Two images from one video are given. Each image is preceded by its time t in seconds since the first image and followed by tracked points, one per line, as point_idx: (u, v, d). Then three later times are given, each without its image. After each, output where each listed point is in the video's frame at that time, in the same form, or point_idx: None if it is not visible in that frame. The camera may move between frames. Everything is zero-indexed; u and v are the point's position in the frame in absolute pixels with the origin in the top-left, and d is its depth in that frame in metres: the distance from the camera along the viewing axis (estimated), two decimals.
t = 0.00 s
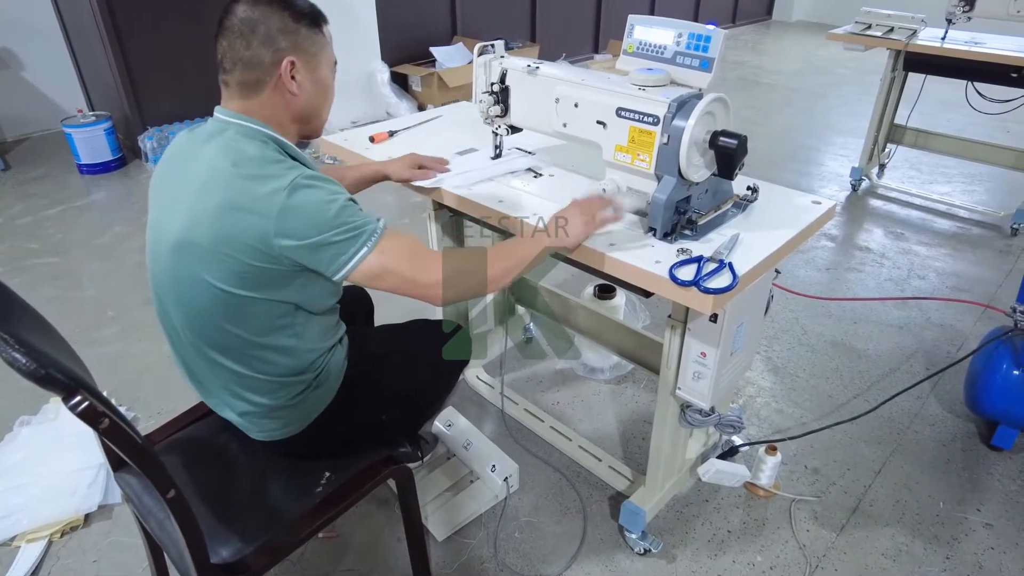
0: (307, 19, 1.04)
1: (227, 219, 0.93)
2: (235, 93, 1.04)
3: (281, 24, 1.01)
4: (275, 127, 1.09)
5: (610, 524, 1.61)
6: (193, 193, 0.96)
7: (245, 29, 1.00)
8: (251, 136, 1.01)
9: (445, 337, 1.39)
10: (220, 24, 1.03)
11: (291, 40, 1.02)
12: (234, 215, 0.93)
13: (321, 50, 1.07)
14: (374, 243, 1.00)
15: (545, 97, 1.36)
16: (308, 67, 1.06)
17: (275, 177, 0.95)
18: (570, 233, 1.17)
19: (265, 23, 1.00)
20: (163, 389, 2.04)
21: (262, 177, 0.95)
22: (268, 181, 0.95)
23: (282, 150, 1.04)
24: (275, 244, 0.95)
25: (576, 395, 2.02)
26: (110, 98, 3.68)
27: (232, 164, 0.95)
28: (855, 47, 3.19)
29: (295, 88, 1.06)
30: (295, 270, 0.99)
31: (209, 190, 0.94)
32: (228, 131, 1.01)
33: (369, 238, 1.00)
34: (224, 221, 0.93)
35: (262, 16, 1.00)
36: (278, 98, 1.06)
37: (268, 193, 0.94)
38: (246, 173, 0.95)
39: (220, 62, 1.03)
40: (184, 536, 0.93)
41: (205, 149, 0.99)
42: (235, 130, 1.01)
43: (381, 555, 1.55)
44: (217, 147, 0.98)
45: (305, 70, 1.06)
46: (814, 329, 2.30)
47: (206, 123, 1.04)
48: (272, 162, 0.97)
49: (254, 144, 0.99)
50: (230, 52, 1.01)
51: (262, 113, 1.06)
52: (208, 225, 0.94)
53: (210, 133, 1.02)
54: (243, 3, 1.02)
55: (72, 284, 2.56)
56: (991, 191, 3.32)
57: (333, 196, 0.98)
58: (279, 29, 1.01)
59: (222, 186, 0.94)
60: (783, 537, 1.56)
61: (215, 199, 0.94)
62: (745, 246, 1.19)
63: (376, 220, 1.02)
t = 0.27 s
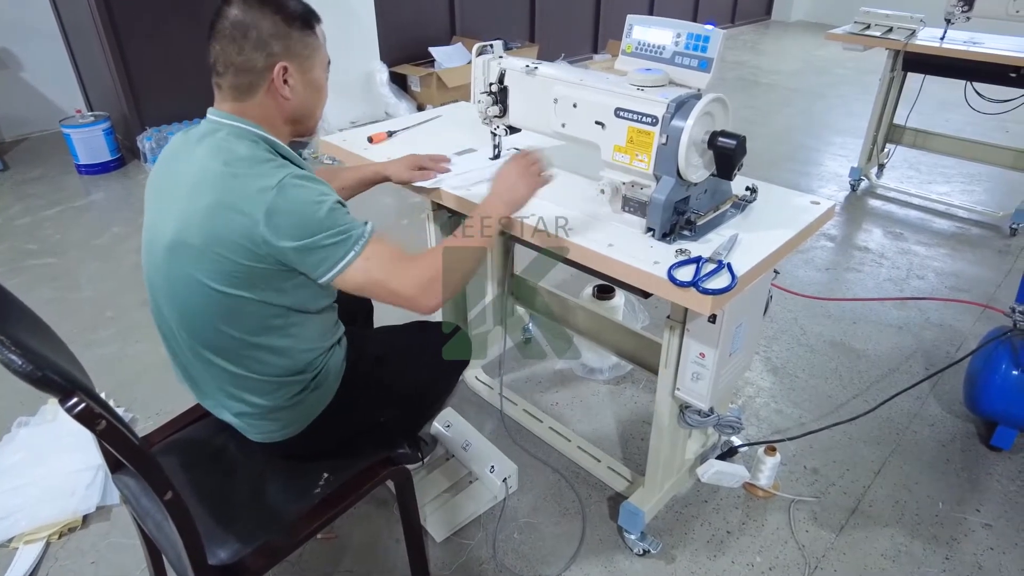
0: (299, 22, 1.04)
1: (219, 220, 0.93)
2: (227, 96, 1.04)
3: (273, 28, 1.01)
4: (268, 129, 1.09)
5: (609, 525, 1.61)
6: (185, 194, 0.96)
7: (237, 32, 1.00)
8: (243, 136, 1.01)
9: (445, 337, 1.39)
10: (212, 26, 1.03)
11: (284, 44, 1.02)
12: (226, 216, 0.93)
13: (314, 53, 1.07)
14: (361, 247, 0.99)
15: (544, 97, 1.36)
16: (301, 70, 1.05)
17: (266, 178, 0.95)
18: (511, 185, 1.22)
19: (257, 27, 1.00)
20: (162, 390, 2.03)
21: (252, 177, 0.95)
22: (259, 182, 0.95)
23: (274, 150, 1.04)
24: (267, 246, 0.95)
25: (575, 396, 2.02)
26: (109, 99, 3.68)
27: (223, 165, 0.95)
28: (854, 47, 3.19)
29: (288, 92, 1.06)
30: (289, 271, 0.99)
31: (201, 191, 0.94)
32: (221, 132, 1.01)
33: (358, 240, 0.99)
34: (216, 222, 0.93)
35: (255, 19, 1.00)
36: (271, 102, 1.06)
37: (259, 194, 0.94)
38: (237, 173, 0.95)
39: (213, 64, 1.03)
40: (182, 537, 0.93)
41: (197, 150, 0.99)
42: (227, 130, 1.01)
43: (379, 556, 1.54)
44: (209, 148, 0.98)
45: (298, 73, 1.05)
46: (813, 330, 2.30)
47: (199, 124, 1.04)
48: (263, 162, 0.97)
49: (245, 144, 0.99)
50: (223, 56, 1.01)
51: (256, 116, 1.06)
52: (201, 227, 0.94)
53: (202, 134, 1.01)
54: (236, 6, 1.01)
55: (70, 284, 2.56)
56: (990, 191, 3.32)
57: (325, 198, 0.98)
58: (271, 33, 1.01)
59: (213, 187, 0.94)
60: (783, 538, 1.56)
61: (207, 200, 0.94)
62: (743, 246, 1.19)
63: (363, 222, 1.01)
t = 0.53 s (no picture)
0: (305, 32, 1.03)
1: (217, 220, 0.93)
2: (229, 100, 1.04)
3: (278, 38, 1.00)
4: (270, 134, 1.09)
5: (608, 525, 1.61)
6: (183, 194, 0.96)
7: (242, 41, 0.99)
8: (242, 137, 1.01)
9: (445, 337, 1.39)
10: (218, 31, 1.02)
11: (289, 54, 1.01)
12: (223, 216, 0.93)
13: (320, 63, 1.07)
14: (357, 256, 1.02)
15: (543, 98, 1.36)
16: (306, 80, 1.05)
17: (263, 178, 0.95)
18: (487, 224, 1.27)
19: (263, 36, 0.99)
20: (160, 390, 2.03)
21: (250, 177, 0.95)
22: (256, 182, 0.95)
23: (274, 152, 1.04)
24: (263, 246, 0.95)
25: (574, 396, 2.02)
26: (108, 99, 3.67)
27: (221, 164, 0.95)
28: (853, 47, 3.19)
29: (292, 101, 1.06)
30: (284, 271, 0.99)
31: (198, 191, 0.94)
32: (220, 132, 1.01)
33: (354, 247, 1.01)
34: (213, 222, 0.93)
35: (262, 27, 0.99)
36: (274, 109, 1.06)
37: (257, 194, 0.94)
38: (235, 173, 0.95)
39: (217, 70, 1.03)
40: (179, 538, 0.93)
41: (195, 149, 0.99)
42: (225, 131, 1.01)
43: (378, 556, 1.55)
44: (207, 148, 0.98)
45: (303, 83, 1.05)
46: (812, 330, 2.30)
47: (198, 124, 1.04)
48: (261, 163, 0.98)
49: (244, 145, 0.99)
50: (227, 63, 1.01)
51: (258, 121, 1.06)
52: (198, 226, 0.94)
53: (200, 134, 1.01)
54: (244, 13, 1.00)
55: (69, 285, 2.56)
56: (988, 191, 3.32)
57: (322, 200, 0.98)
58: (276, 43, 1.00)
59: (211, 187, 0.94)
60: (782, 539, 1.56)
61: (205, 200, 0.94)
62: (742, 246, 1.19)
63: (358, 233, 1.04)
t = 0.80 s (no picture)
0: (305, 34, 1.02)
1: (215, 220, 0.93)
2: (229, 102, 1.04)
3: (278, 40, 1.00)
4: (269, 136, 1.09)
5: (607, 525, 1.61)
6: (182, 194, 0.96)
7: (243, 42, 0.99)
8: (241, 137, 1.01)
9: (445, 336, 1.39)
10: (218, 30, 1.02)
11: (289, 56, 1.01)
12: (220, 216, 0.93)
13: (320, 64, 1.06)
14: (356, 255, 1.02)
15: (542, 98, 1.36)
16: (306, 82, 1.05)
17: (261, 179, 0.95)
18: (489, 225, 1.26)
19: (263, 37, 0.99)
20: (159, 391, 2.03)
21: (249, 177, 0.95)
22: (254, 183, 0.95)
23: (274, 153, 1.04)
24: (260, 247, 0.95)
25: (573, 396, 2.02)
26: (106, 100, 3.67)
27: (219, 165, 0.95)
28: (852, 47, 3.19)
29: (292, 103, 1.06)
30: (281, 273, 0.99)
31: (197, 191, 0.94)
32: (219, 132, 1.01)
33: (352, 248, 1.01)
34: (211, 222, 0.93)
35: (262, 29, 0.99)
36: (274, 111, 1.06)
37: (255, 194, 0.94)
38: (234, 174, 0.95)
39: (217, 71, 1.02)
40: (178, 540, 0.93)
41: (195, 149, 0.99)
42: (225, 131, 1.01)
43: (377, 556, 1.54)
44: (206, 148, 0.98)
45: (303, 84, 1.05)
46: (811, 330, 2.30)
47: (198, 124, 1.04)
48: (260, 163, 0.97)
49: (243, 145, 0.99)
50: (228, 65, 1.00)
51: (258, 122, 1.06)
52: (196, 227, 0.94)
53: (200, 134, 1.01)
54: (243, 12, 1.00)
55: (67, 285, 2.55)
56: (987, 191, 3.33)
57: (320, 201, 0.98)
58: (276, 45, 1.00)
59: (209, 187, 0.94)
60: (781, 539, 1.56)
61: (203, 200, 0.94)
62: (741, 246, 1.19)
63: (357, 232, 1.04)
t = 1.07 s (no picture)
0: (301, 25, 1.02)
1: (212, 217, 0.94)
2: (231, 100, 1.04)
3: (275, 33, 1.00)
4: (272, 131, 1.09)
5: (606, 525, 1.61)
6: (182, 193, 0.96)
7: (239, 38, 0.99)
8: (241, 134, 1.01)
9: (445, 337, 1.39)
10: (215, 28, 1.02)
11: (287, 49, 1.01)
12: (218, 212, 0.94)
13: (317, 56, 1.06)
14: (355, 243, 1.00)
15: (541, 98, 1.36)
16: (305, 73, 1.05)
17: (258, 174, 0.95)
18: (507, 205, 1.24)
19: (259, 31, 0.99)
20: (158, 391, 2.03)
21: (245, 173, 0.95)
22: (251, 178, 0.94)
23: (274, 149, 1.04)
24: (257, 242, 0.94)
25: (573, 396, 2.02)
26: (105, 100, 3.67)
27: (218, 162, 0.95)
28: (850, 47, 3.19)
29: (293, 95, 1.06)
30: (280, 267, 0.99)
31: (196, 189, 0.95)
32: (219, 131, 1.01)
33: (349, 235, 0.99)
34: (209, 219, 0.94)
35: (258, 23, 0.99)
36: (276, 105, 1.06)
37: (251, 189, 0.93)
38: (230, 170, 0.95)
39: (216, 69, 1.03)
40: (178, 541, 0.93)
41: (196, 149, 0.99)
42: (225, 129, 1.01)
43: (377, 556, 1.55)
44: (206, 146, 0.98)
45: (302, 76, 1.05)
46: (810, 330, 2.30)
47: (200, 124, 1.05)
48: (257, 158, 0.97)
49: (242, 142, 0.99)
50: (226, 62, 1.01)
51: (260, 118, 1.06)
52: (195, 225, 0.94)
53: (201, 134, 1.02)
54: (239, 9, 1.00)
55: (66, 286, 2.55)
56: (986, 191, 3.33)
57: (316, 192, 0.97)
58: (273, 38, 1.00)
59: (207, 184, 0.94)
60: (780, 539, 1.56)
61: (201, 198, 0.94)
62: (740, 247, 1.19)
63: (357, 219, 1.02)
